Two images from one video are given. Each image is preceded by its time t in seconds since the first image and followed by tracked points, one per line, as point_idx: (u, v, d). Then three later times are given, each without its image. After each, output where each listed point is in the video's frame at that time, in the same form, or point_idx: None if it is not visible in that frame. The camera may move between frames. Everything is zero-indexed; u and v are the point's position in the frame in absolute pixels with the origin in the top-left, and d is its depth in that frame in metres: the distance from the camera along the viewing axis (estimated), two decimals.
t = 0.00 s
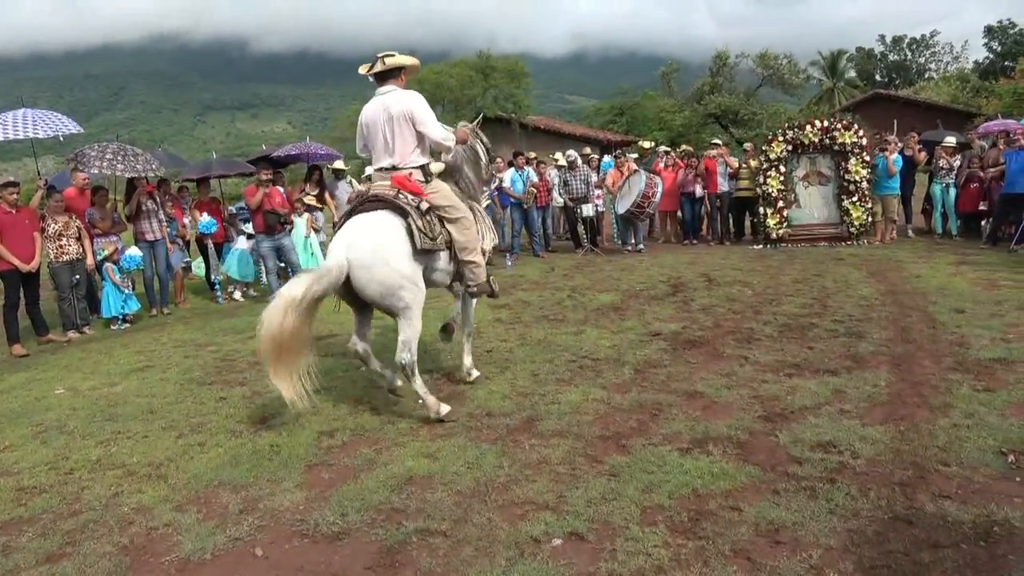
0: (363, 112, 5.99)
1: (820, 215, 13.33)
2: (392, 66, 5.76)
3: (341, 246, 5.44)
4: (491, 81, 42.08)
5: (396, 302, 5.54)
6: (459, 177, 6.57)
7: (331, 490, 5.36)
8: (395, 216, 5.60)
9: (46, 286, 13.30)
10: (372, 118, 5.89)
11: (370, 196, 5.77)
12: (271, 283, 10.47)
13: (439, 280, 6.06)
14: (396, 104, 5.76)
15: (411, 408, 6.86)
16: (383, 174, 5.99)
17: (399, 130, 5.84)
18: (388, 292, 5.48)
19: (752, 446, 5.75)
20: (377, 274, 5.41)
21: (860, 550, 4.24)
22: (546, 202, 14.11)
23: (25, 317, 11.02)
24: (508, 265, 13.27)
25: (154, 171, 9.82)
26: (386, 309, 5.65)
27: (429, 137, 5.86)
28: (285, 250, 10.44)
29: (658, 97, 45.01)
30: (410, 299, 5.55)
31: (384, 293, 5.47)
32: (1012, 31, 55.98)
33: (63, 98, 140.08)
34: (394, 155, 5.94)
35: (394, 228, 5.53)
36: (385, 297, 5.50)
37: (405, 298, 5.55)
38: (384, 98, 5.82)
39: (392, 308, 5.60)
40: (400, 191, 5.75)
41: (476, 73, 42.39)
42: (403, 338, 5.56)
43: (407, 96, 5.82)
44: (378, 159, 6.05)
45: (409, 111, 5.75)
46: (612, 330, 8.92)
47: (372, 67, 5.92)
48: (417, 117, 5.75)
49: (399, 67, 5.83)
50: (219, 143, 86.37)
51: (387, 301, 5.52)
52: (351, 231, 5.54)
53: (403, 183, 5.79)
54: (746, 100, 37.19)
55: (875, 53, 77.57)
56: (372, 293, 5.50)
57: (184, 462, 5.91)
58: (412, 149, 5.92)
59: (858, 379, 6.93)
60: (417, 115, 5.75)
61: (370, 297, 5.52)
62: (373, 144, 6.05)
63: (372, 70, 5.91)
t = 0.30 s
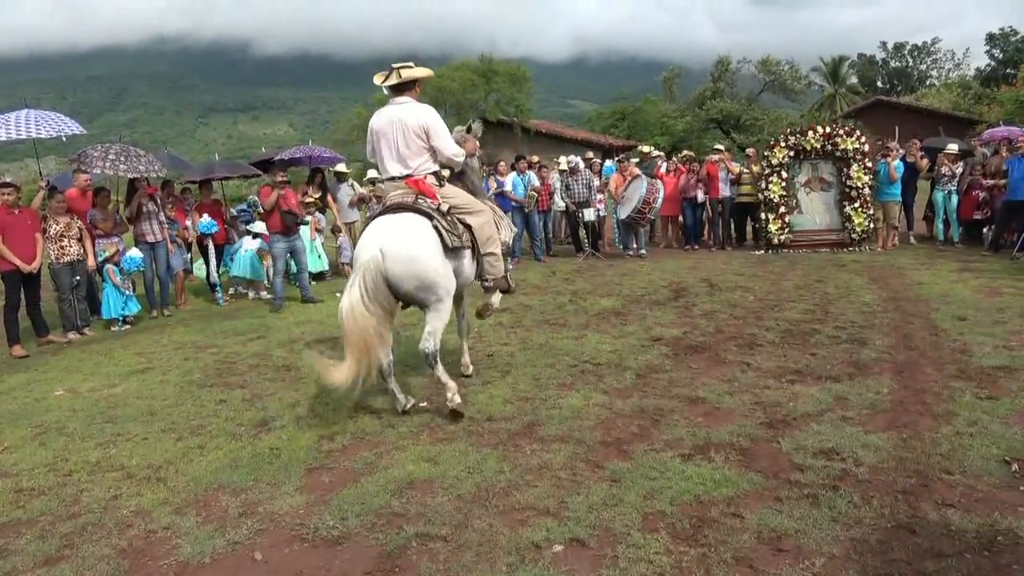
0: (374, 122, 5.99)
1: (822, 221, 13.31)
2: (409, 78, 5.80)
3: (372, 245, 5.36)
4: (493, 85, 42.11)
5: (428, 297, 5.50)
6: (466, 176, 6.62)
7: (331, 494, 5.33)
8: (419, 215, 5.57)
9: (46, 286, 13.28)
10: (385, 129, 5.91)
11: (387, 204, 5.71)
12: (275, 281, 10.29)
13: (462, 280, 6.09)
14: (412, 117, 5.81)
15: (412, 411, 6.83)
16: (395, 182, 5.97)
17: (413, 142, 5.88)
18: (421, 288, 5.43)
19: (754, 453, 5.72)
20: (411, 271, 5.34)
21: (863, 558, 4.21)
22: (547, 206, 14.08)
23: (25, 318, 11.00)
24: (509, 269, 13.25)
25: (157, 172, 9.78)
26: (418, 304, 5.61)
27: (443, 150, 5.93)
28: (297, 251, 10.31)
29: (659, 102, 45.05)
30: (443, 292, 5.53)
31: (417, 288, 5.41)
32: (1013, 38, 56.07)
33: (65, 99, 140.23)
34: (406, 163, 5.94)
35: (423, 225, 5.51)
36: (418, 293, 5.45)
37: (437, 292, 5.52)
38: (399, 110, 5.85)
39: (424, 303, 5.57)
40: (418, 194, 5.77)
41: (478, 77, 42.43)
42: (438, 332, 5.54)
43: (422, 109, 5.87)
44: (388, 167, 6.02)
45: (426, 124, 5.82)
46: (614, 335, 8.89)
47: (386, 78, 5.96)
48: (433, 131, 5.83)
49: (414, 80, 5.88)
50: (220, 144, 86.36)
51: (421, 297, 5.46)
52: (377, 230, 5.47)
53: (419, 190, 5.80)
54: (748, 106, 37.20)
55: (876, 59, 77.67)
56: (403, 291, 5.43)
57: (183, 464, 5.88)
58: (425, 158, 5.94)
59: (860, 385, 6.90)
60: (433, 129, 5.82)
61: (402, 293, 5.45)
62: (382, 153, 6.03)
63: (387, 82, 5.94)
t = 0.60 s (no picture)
0: (389, 121, 6.00)
1: (820, 225, 13.32)
2: (417, 75, 5.85)
3: (410, 241, 5.18)
4: (492, 85, 42.13)
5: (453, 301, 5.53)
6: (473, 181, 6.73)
7: (327, 492, 5.32)
8: (446, 213, 5.56)
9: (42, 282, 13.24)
10: (400, 127, 5.93)
11: (411, 200, 5.62)
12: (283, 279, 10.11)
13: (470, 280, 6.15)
14: (426, 112, 5.84)
15: (408, 410, 6.83)
16: (416, 179, 5.96)
17: (430, 137, 5.91)
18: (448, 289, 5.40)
19: (750, 455, 5.74)
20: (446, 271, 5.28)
21: (859, 561, 4.23)
22: (545, 207, 14.08)
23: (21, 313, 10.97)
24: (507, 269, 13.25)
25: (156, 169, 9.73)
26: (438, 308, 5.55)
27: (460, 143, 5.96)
28: (307, 250, 10.34)
29: (658, 104, 45.09)
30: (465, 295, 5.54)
31: (448, 290, 5.35)
32: (1011, 45, 56.28)
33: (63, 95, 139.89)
34: (425, 159, 5.95)
35: (450, 224, 5.47)
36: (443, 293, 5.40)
37: (458, 297, 5.54)
38: (412, 106, 5.89)
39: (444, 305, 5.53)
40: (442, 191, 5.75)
41: (477, 77, 42.44)
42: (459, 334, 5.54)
43: (434, 103, 5.91)
44: (407, 165, 6.00)
45: (440, 117, 5.84)
46: (611, 336, 8.90)
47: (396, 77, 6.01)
48: (448, 124, 5.86)
49: (422, 77, 5.95)
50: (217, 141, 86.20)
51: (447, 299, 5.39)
52: (405, 228, 5.34)
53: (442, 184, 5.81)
54: (747, 109, 37.28)
55: (875, 64, 77.76)
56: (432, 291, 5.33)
57: (179, 461, 5.87)
58: (443, 152, 5.96)
59: (856, 389, 6.93)
60: (447, 122, 5.85)
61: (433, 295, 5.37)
62: (399, 150, 6.03)
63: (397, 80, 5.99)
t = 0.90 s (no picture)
0: (407, 113, 5.93)
1: (817, 225, 13.38)
2: (439, 71, 5.81)
3: (417, 235, 5.24)
4: (490, 85, 42.13)
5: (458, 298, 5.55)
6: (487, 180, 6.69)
7: (324, 489, 5.33)
8: (453, 212, 5.59)
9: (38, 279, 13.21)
10: (418, 120, 5.86)
11: (419, 197, 5.64)
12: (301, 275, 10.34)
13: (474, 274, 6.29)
14: (447, 109, 5.80)
15: (406, 408, 6.83)
16: (427, 176, 5.89)
17: (447, 135, 5.86)
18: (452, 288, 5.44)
19: (746, 453, 5.77)
20: (451, 269, 5.33)
21: (854, 559, 4.25)
22: (543, 207, 14.11)
23: (17, 310, 10.95)
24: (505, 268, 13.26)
25: (153, 165, 9.65)
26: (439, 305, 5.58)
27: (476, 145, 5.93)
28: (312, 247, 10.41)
29: (656, 105, 45.14)
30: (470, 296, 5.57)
31: (452, 288, 5.39)
32: (1007, 48, 56.44)
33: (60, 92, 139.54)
34: (440, 157, 5.89)
35: (456, 222, 5.51)
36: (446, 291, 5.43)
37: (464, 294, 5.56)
38: (433, 102, 5.83)
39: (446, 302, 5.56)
40: (451, 190, 5.76)
41: (475, 77, 42.45)
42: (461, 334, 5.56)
43: (455, 102, 5.88)
44: (420, 160, 5.91)
45: (461, 116, 5.81)
46: (608, 336, 8.91)
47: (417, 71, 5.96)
48: (467, 123, 5.83)
49: (442, 72, 5.90)
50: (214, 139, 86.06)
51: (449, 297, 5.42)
52: (412, 223, 5.39)
53: (455, 184, 5.77)
54: (744, 110, 37.35)
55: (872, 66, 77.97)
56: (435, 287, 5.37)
57: (177, 458, 5.88)
58: (458, 152, 5.92)
59: (852, 389, 6.95)
60: (468, 122, 5.83)
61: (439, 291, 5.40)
62: (413, 144, 5.95)
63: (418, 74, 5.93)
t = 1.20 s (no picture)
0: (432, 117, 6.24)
1: (816, 225, 13.36)
2: (460, 77, 6.06)
3: (446, 235, 5.54)
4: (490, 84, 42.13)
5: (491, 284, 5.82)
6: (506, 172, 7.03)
7: (325, 488, 5.35)
8: (481, 206, 5.96)
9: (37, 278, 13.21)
10: (443, 125, 6.18)
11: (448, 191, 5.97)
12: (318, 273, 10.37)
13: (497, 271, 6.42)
14: (471, 115, 6.11)
15: (406, 407, 6.84)
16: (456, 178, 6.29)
17: (472, 138, 6.22)
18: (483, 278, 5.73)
19: (745, 453, 5.79)
20: (483, 261, 5.66)
21: (853, 558, 4.27)
22: (543, 206, 14.14)
23: (17, 309, 10.95)
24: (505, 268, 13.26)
25: (153, 165, 9.62)
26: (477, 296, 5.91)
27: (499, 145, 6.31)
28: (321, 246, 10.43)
29: (655, 105, 45.14)
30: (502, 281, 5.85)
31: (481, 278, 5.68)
32: (1007, 47, 56.44)
33: (59, 91, 139.40)
34: (466, 159, 6.27)
35: (484, 215, 5.85)
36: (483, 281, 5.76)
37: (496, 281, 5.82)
38: (456, 107, 6.14)
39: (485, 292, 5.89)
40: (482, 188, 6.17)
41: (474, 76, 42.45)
42: (506, 318, 5.89)
43: (477, 104, 6.19)
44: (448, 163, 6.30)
45: (485, 120, 6.14)
46: (608, 335, 8.92)
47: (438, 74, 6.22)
48: (491, 126, 6.16)
49: (462, 77, 6.15)
50: (213, 138, 86.00)
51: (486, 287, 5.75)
52: (440, 223, 5.70)
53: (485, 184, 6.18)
54: (743, 110, 37.38)
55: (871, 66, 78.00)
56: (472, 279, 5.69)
57: (177, 457, 5.89)
58: (483, 153, 6.29)
59: (852, 388, 6.98)
60: (491, 125, 6.15)
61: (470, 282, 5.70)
62: (439, 147, 6.31)
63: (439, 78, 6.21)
